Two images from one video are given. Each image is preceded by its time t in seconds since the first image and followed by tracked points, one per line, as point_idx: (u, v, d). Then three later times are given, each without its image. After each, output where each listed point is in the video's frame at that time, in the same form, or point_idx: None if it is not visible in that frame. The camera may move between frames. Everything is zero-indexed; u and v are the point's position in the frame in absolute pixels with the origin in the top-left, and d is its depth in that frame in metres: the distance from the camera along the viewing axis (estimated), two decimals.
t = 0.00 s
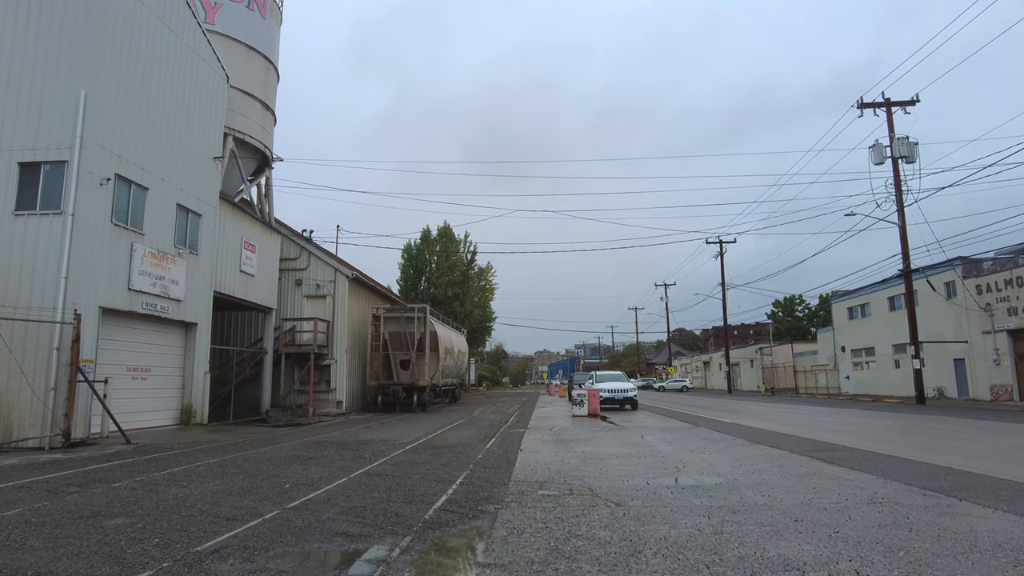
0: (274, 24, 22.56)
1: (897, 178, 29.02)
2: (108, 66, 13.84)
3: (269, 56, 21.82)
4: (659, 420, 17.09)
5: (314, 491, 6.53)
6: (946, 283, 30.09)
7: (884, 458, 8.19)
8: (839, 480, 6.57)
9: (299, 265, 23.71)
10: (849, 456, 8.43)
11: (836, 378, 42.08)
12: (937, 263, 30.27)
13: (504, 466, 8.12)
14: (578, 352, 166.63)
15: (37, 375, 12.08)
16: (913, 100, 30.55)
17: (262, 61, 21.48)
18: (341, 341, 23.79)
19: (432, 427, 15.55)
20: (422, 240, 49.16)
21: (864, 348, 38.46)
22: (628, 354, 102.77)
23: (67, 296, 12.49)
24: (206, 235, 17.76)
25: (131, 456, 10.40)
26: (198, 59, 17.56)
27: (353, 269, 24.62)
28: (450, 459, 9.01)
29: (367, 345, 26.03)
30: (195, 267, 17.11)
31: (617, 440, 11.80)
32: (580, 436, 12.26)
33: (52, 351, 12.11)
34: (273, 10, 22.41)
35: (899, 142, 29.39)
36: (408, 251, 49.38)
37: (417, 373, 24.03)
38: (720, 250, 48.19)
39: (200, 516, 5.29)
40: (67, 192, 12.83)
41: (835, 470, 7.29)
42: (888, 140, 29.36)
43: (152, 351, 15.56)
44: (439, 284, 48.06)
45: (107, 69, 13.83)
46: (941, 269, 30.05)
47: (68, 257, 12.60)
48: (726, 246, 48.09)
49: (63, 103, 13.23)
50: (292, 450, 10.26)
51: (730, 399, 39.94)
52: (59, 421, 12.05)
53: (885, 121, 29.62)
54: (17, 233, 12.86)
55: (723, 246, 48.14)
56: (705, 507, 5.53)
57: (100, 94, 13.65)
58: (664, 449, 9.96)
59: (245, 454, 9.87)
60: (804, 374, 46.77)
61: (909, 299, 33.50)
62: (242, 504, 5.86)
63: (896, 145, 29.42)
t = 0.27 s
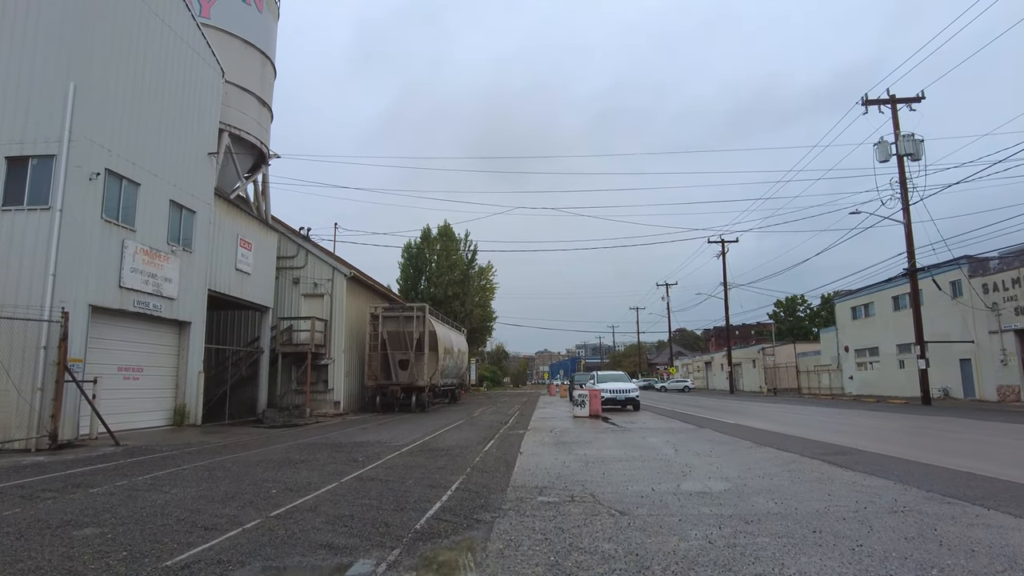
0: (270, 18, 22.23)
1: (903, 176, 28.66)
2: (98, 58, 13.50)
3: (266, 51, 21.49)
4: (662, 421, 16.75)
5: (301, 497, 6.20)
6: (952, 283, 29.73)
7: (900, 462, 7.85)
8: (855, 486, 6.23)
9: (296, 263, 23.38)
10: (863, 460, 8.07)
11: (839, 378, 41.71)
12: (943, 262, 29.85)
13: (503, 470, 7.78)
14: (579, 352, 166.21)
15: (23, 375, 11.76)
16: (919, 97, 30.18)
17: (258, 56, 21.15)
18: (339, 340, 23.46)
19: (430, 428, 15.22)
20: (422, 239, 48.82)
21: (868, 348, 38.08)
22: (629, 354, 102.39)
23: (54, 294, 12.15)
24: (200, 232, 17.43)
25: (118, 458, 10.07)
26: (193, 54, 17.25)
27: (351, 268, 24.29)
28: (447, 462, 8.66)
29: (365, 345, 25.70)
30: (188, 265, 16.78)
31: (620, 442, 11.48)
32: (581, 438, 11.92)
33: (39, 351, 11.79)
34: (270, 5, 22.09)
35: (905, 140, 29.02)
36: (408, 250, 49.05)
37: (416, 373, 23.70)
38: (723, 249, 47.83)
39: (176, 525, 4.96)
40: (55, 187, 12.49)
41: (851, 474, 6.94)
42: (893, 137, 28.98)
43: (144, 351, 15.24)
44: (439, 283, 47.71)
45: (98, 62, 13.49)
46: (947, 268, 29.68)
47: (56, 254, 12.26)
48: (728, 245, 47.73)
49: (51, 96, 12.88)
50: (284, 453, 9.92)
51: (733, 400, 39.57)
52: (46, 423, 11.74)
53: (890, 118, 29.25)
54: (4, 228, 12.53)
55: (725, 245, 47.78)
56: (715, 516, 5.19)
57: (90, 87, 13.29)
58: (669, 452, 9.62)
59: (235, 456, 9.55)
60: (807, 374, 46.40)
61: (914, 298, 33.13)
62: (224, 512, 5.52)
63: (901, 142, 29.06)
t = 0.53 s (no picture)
0: (264, 13, 21.88)
1: (904, 174, 28.39)
2: (84, 49, 13.14)
3: (259, 46, 21.14)
4: (662, 422, 16.45)
5: (283, 502, 5.88)
6: (953, 282, 29.47)
7: (910, 465, 7.55)
8: (866, 491, 5.93)
9: (290, 262, 23.05)
10: (871, 462, 7.78)
11: (839, 378, 41.45)
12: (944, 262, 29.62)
13: (497, 474, 7.47)
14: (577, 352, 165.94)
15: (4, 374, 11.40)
16: (920, 95, 29.92)
17: (251, 51, 20.80)
18: (333, 340, 23.12)
19: (425, 429, 14.92)
20: (420, 238, 48.49)
21: (868, 348, 37.84)
22: (627, 354, 102.10)
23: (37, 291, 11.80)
24: (190, 229, 17.08)
25: (101, 459, 9.75)
26: (183, 47, 16.90)
27: (346, 266, 23.95)
28: (440, 465, 8.35)
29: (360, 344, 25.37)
30: (178, 262, 16.44)
31: (619, 443, 11.17)
32: (579, 439, 11.61)
33: (20, 350, 11.44)
34: None
35: (906, 137, 28.75)
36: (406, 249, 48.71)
37: (412, 373, 23.37)
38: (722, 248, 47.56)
39: (145, 534, 4.64)
40: (38, 181, 12.14)
41: (859, 478, 6.64)
42: (894, 135, 28.72)
43: (131, 349, 14.90)
44: (436, 283, 47.37)
45: (83, 53, 13.14)
46: (948, 267, 29.42)
47: (39, 250, 11.92)
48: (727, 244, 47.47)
49: (35, 88, 12.53)
50: (272, 455, 9.60)
51: (732, 400, 39.30)
52: (28, 423, 11.38)
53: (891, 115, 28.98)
54: None
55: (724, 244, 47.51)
56: (720, 523, 4.88)
57: (76, 78, 12.94)
58: (669, 454, 9.32)
59: (221, 458, 9.22)
60: (806, 374, 46.16)
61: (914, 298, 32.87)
62: (199, 518, 5.20)
63: (902, 140, 28.80)
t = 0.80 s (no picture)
0: (255, 6, 21.48)
1: (903, 172, 28.14)
2: (63, 38, 12.69)
3: (250, 40, 20.75)
4: (658, 423, 16.14)
5: (260, 511, 5.52)
6: (952, 281, 29.23)
7: (920, 468, 7.23)
8: (878, 497, 5.61)
9: (282, 260, 22.66)
10: (879, 465, 7.45)
11: (836, 379, 41.22)
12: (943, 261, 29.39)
13: (489, 478, 7.13)
14: (573, 353, 165.74)
15: None
16: (919, 93, 29.66)
17: (242, 45, 20.41)
18: (325, 339, 22.73)
19: (418, 430, 14.57)
20: (415, 237, 48.11)
21: (866, 348, 37.61)
22: (624, 354, 101.93)
23: (13, 289, 11.37)
24: (178, 225, 16.69)
25: (77, 463, 9.36)
26: (170, 39, 16.50)
27: (339, 265, 23.58)
28: (430, 468, 7.99)
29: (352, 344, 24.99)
30: (165, 260, 16.04)
31: (616, 445, 10.83)
32: (574, 441, 11.28)
33: None
34: None
35: (905, 135, 28.50)
36: (401, 249, 48.33)
37: (405, 373, 23.00)
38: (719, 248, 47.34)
39: (105, 546, 4.28)
40: (15, 174, 11.70)
41: (869, 483, 6.31)
42: (893, 133, 28.46)
43: (115, 349, 14.52)
44: (431, 282, 46.99)
45: (62, 42, 12.69)
46: (947, 266, 29.18)
47: (16, 246, 11.48)
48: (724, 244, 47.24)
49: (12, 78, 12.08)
50: (256, 458, 9.23)
51: (729, 400, 39.03)
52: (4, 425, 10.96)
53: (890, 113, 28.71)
54: None
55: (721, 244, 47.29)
56: (726, 534, 4.54)
57: (56, 69, 12.54)
58: (669, 457, 8.99)
59: (201, 461, 8.84)
60: (803, 374, 45.93)
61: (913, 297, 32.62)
62: (166, 528, 4.83)
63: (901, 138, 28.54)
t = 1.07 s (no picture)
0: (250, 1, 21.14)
1: (906, 170, 27.80)
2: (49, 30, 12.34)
3: (244, 35, 20.40)
4: (660, 425, 15.80)
5: (241, 522, 5.19)
6: (956, 280, 28.90)
7: (936, 474, 6.91)
8: (898, 507, 5.29)
9: (277, 259, 22.34)
10: (894, 471, 7.13)
11: (838, 379, 40.90)
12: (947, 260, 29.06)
13: (485, 484, 6.80)
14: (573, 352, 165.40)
15: None
16: (922, 90, 29.33)
17: (236, 40, 20.06)
18: (321, 339, 22.40)
19: (415, 432, 14.24)
20: (414, 236, 47.78)
21: (868, 348, 37.30)
22: (623, 354, 101.64)
23: None
24: (170, 223, 16.36)
25: (60, 467, 9.03)
26: (162, 33, 16.16)
27: (335, 264, 23.24)
28: (424, 474, 7.66)
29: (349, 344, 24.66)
30: (157, 258, 15.71)
31: (618, 448, 10.50)
32: (575, 444, 10.96)
33: None
34: None
35: (909, 133, 28.17)
36: (399, 248, 48.01)
37: (403, 373, 22.68)
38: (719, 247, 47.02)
39: (70, 562, 3.97)
40: None
41: (887, 491, 5.99)
42: (896, 130, 28.12)
43: (105, 349, 14.18)
44: (430, 282, 46.66)
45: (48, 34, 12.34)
46: (951, 265, 28.86)
47: None
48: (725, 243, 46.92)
49: None
50: (245, 462, 8.90)
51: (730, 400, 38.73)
52: None
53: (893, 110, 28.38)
54: None
55: (722, 243, 46.97)
56: (741, 549, 4.21)
57: (42, 61, 12.21)
58: (673, 461, 8.66)
59: (188, 466, 8.52)
60: (804, 375, 45.62)
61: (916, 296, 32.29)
62: (139, 541, 4.50)
63: (905, 135, 28.21)
